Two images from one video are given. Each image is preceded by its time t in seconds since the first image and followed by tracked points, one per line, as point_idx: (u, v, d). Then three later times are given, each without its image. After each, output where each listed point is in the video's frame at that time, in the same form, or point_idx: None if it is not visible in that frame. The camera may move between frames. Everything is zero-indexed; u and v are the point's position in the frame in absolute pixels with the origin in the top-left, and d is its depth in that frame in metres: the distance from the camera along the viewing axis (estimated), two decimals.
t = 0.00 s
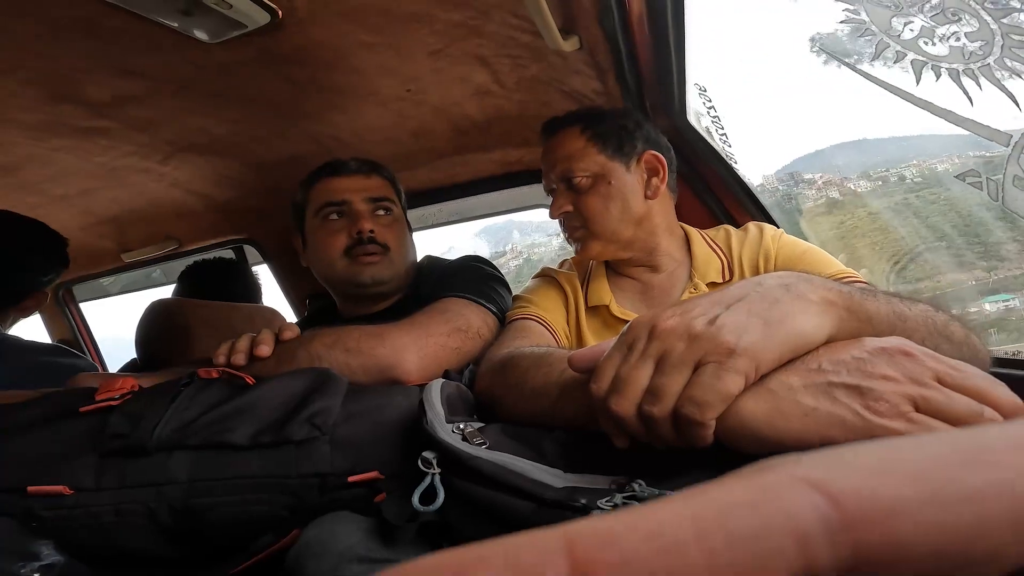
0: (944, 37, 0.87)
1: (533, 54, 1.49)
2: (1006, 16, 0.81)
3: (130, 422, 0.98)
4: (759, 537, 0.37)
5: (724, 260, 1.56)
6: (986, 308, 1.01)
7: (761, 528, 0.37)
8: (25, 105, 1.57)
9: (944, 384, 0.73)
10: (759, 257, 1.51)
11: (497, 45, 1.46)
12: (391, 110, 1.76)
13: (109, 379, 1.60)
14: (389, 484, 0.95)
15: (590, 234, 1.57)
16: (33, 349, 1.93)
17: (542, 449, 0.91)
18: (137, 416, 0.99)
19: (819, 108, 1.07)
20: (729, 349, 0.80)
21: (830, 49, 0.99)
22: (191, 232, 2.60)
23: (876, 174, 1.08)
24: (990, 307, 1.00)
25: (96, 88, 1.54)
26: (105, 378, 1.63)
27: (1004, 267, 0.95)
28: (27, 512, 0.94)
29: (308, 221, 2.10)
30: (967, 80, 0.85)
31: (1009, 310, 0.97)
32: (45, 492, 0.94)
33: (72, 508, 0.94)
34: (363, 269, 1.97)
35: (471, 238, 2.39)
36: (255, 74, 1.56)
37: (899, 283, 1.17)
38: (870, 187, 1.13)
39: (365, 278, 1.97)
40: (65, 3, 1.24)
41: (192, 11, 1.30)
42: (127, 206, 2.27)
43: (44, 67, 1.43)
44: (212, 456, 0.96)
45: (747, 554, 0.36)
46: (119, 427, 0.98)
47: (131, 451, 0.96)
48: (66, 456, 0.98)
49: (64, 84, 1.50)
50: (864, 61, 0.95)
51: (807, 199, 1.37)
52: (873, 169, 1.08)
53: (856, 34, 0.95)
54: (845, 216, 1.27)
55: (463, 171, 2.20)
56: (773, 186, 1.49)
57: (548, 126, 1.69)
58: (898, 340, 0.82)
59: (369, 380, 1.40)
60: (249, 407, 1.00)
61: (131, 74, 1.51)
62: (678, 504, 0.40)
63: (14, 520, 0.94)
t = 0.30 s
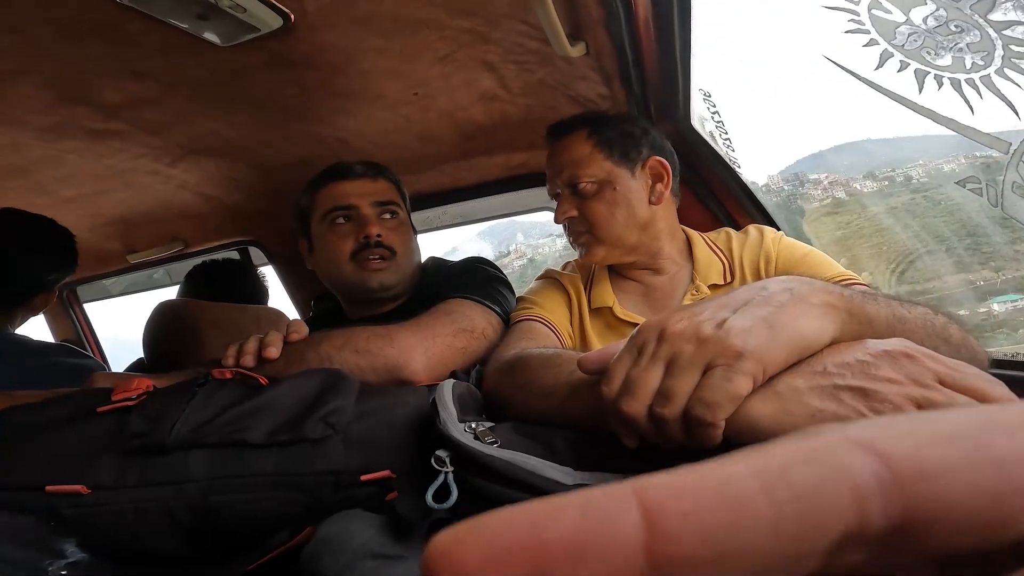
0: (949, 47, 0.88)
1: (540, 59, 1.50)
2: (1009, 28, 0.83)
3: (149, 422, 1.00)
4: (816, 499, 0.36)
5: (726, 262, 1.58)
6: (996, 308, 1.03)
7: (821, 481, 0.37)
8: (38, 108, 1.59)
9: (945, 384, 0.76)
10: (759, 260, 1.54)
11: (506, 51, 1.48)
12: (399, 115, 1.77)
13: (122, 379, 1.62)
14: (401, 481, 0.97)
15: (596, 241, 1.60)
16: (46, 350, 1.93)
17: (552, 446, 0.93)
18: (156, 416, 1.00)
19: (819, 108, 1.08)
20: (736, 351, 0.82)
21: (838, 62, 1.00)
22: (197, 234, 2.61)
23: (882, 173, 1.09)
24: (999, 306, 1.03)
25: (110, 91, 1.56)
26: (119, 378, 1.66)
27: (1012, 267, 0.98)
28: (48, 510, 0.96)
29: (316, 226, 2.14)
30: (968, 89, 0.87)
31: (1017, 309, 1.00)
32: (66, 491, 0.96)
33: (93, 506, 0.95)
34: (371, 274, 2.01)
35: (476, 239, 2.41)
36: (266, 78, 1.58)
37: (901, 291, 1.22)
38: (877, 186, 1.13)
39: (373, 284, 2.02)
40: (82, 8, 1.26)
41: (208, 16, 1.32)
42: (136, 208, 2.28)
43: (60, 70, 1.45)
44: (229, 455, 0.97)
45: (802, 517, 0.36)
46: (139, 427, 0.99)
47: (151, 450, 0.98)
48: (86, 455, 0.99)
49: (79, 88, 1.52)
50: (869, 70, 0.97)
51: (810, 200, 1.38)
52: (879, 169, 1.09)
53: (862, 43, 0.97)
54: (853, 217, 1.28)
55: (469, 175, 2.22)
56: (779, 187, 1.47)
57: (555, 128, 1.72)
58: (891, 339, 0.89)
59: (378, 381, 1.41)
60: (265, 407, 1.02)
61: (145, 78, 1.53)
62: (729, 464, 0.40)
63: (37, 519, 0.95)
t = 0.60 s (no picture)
0: (974, 46, 0.90)
1: (546, 59, 1.49)
2: None
3: (145, 429, 0.99)
4: (885, 496, 0.37)
5: (697, 264, 1.58)
6: (1003, 308, 1.06)
7: (887, 479, 0.38)
8: (38, 109, 1.57)
9: (956, 378, 0.74)
10: (732, 263, 1.55)
11: (511, 49, 1.46)
12: (402, 115, 1.76)
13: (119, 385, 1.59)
14: (405, 489, 0.95)
15: (567, 255, 1.62)
16: (42, 354, 1.91)
17: (559, 453, 0.91)
18: (152, 424, 0.99)
19: (836, 110, 1.08)
20: (743, 354, 0.80)
21: (855, 60, 1.01)
22: (196, 237, 2.59)
23: (888, 173, 1.12)
24: (1007, 307, 1.05)
25: (110, 90, 1.54)
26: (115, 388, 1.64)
27: (1020, 267, 1.01)
28: (43, 519, 0.94)
29: (295, 241, 2.15)
30: (994, 87, 0.89)
31: None
32: (61, 499, 0.94)
33: (89, 515, 0.94)
34: (354, 281, 2.01)
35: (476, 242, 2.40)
36: (268, 78, 1.56)
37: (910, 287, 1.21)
38: (883, 187, 1.16)
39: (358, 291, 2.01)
40: (84, 5, 1.24)
41: (211, 14, 1.30)
42: (135, 211, 2.26)
43: (60, 70, 1.43)
44: (228, 463, 0.95)
45: (869, 520, 0.37)
46: (135, 434, 0.98)
47: (148, 458, 0.96)
48: (81, 463, 0.97)
49: (79, 88, 1.50)
50: (891, 69, 0.98)
51: (818, 199, 1.39)
52: (891, 168, 1.10)
53: (885, 42, 0.98)
54: (860, 217, 1.29)
55: (470, 176, 2.20)
56: (784, 187, 1.48)
57: (518, 147, 1.75)
58: (896, 336, 0.84)
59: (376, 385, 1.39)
60: (264, 413, 1.00)
61: (145, 77, 1.51)
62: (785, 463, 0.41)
63: (32, 527, 0.94)
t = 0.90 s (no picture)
0: (965, 46, 0.90)
1: (542, 60, 1.49)
2: None
3: (134, 429, 0.98)
4: (849, 504, 0.37)
5: (689, 268, 1.60)
6: (1015, 307, 1.05)
7: (858, 489, 0.38)
8: (32, 108, 1.56)
9: (936, 379, 0.75)
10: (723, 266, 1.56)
11: (506, 50, 1.46)
12: (398, 116, 1.76)
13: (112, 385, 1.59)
14: (395, 490, 0.94)
15: (558, 258, 1.63)
16: (38, 355, 1.90)
17: (548, 455, 0.90)
18: (141, 425, 0.98)
19: (829, 111, 1.08)
20: (724, 356, 0.80)
21: (847, 60, 1.00)
22: (192, 238, 2.59)
23: (894, 173, 1.10)
24: (1018, 306, 1.05)
25: (105, 90, 1.53)
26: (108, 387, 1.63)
27: None
28: (31, 519, 0.94)
29: (289, 241, 2.15)
30: (986, 88, 0.90)
31: None
32: (49, 499, 0.94)
33: (76, 516, 0.93)
34: (347, 282, 2.01)
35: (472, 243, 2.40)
36: (263, 78, 1.56)
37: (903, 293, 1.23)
38: (890, 186, 1.14)
39: (350, 291, 2.01)
40: (79, 4, 1.24)
41: (205, 14, 1.29)
42: (131, 211, 2.26)
43: (55, 69, 1.42)
44: (217, 464, 0.95)
45: (836, 528, 0.36)
46: (123, 435, 0.97)
47: (137, 459, 0.95)
48: (69, 464, 0.97)
49: (74, 87, 1.50)
50: (881, 68, 0.97)
51: (823, 198, 1.35)
52: (902, 165, 1.07)
53: (875, 41, 0.98)
54: (866, 216, 1.26)
55: (466, 177, 2.20)
56: (789, 185, 1.42)
57: (509, 151, 1.76)
58: (875, 335, 0.89)
59: (371, 387, 1.38)
60: (254, 414, 0.99)
61: (140, 77, 1.50)
62: (753, 472, 0.40)
63: (19, 527, 0.94)
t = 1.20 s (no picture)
0: (962, 47, 0.89)
1: (540, 61, 1.49)
2: None
3: (130, 430, 0.98)
4: (828, 543, 0.41)
5: (700, 270, 1.59)
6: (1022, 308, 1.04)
7: (837, 527, 0.42)
8: (30, 109, 1.56)
9: (932, 381, 0.76)
10: (734, 268, 1.54)
11: (505, 51, 1.46)
12: (396, 117, 1.76)
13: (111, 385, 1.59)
14: (391, 491, 0.94)
15: (570, 252, 1.64)
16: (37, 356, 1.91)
17: (545, 457, 0.90)
18: (137, 425, 0.98)
19: (826, 111, 1.08)
20: (720, 360, 0.80)
21: (844, 61, 1.01)
22: (189, 238, 2.59)
23: (899, 173, 1.10)
24: None
25: (103, 90, 1.53)
26: (107, 387, 1.63)
27: None
28: (25, 519, 0.93)
29: (313, 220, 2.22)
30: (982, 89, 0.89)
31: None
32: (44, 499, 0.93)
33: (72, 516, 0.93)
34: (355, 274, 2.10)
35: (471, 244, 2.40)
36: (262, 78, 1.56)
37: (902, 295, 1.23)
38: (895, 186, 1.13)
39: (354, 284, 2.09)
40: (77, 4, 1.23)
41: (204, 14, 1.29)
42: (128, 211, 2.25)
43: (52, 70, 1.42)
44: (213, 464, 0.94)
45: (814, 564, 0.40)
46: (119, 435, 0.97)
47: (133, 459, 0.95)
48: (65, 464, 0.96)
49: (71, 88, 1.50)
50: (879, 70, 0.98)
51: (828, 198, 1.33)
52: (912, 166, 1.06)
53: (873, 43, 0.97)
54: (868, 216, 1.25)
55: (464, 179, 2.20)
56: (794, 185, 1.39)
57: (530, 144, 1.80)
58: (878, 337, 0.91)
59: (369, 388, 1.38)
60: (250, 415, 0.99)
61: (137, 77, 1.50)
62: (746, 511, 0.46)
63: (13, 527, 0.93)
